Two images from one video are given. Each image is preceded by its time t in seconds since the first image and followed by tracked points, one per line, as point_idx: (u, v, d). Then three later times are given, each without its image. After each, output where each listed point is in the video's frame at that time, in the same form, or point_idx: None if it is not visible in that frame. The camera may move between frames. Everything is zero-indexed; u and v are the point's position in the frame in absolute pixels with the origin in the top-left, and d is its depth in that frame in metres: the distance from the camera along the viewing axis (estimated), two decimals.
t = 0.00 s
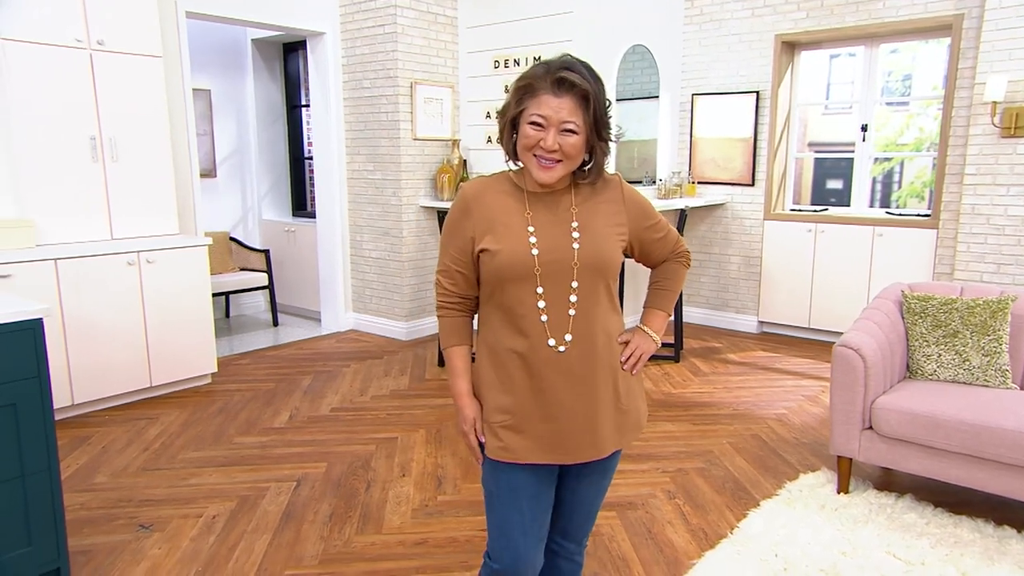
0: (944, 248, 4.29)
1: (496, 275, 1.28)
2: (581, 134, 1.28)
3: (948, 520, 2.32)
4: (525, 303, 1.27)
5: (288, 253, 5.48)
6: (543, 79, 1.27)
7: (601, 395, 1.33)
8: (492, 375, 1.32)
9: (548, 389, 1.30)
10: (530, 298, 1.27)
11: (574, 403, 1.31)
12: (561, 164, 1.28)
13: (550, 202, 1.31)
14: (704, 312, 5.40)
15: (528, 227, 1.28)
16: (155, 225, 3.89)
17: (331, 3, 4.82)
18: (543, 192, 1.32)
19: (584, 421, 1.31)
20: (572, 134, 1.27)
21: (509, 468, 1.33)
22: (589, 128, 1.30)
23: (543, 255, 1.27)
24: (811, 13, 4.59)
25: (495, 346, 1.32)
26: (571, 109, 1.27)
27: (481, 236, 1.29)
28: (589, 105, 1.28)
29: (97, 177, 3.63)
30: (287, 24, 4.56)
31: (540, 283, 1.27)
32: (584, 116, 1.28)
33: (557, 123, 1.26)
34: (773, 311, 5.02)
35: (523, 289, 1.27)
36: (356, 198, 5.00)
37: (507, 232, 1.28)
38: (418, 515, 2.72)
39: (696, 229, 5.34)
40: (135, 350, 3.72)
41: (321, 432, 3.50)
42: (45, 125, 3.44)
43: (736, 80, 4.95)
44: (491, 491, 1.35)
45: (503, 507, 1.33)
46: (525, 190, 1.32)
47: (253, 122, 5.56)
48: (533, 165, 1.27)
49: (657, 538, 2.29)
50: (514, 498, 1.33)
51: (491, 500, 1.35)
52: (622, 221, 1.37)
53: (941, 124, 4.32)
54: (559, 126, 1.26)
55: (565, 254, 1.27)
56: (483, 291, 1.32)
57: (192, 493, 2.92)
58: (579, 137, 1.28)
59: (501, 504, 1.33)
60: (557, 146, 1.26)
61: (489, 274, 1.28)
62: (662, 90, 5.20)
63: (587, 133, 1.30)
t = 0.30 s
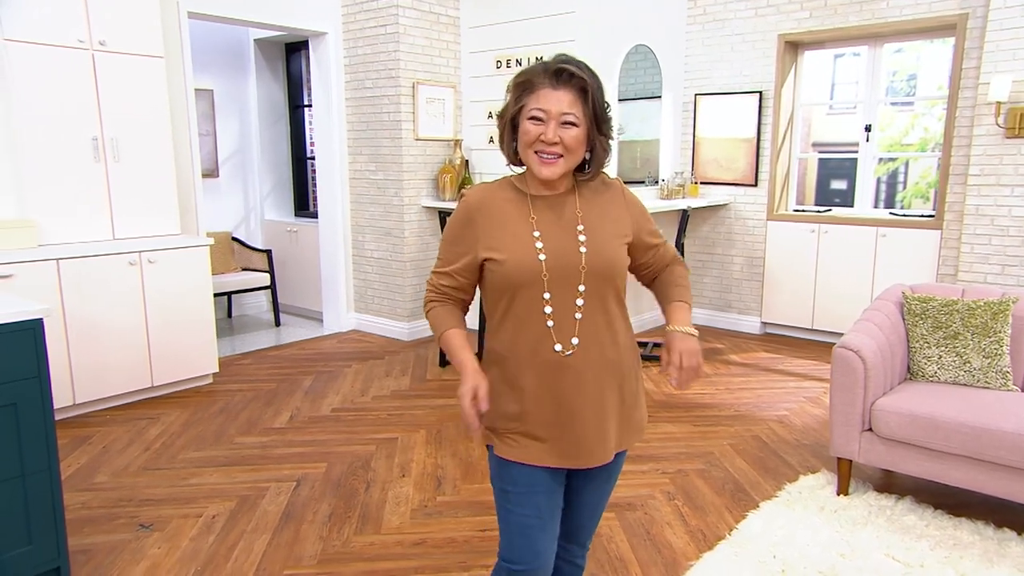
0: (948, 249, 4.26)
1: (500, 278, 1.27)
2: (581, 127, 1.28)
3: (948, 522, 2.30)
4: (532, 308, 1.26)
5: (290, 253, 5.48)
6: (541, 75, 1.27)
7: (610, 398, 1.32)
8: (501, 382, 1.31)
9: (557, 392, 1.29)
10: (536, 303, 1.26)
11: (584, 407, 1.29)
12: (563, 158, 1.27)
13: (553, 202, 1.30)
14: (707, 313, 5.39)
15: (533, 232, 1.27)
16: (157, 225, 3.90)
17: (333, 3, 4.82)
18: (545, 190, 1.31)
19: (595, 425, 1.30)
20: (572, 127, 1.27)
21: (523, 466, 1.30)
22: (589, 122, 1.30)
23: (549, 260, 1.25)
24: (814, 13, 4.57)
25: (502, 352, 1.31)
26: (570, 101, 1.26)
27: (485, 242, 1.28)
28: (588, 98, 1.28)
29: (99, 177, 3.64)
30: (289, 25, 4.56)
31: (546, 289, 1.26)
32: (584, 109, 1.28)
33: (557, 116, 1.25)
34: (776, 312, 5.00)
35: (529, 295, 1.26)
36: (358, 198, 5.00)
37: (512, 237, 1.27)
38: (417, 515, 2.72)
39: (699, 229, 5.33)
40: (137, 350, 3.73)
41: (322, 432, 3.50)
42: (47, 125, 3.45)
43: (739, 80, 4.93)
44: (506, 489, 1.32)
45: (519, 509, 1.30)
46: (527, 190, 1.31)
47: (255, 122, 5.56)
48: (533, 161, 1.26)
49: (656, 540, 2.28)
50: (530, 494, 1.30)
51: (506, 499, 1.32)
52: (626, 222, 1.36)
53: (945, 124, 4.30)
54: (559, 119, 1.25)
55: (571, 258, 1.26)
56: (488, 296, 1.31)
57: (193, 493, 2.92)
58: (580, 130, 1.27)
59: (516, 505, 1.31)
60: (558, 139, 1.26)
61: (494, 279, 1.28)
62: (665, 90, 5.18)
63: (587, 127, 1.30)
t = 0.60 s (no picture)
0: (955, 250, 4.23)
1: (551, 284, 1.19)
2: (593, 120, 1.25)
3: (951, 525, 2.28)
4: (575, 312, 1.22)
5: (295, 254, 5.50)
6: (548, 71, 1.24)
7: (633, 398, 1.34)
8: (541, 398, 1.24)
9: (598, 396, 1.28)
10: (580, 307, 1.22)
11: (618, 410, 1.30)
12: (577, 153, 1.25)
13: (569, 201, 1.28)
14: (712, 314, 5.36)
15: (569, 233, 1.22)
16: (161, 225, 3.91)
17: (338, 4, 4.83)
18: (558, 188, 1.28)
19: (626, 426, 1.31)
20: (585, 120, 1.24)
21: (576, 489, 1.27)
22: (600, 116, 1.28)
23: (592, 261, 1.22)
24: (821, 13, 4.55)
25: (546, 368, 1.23)
26: (580, 95, 1.24)
27: (525, 246, 1.19)
28: (598, 91, 1.27)
29: (105, 178, 3.66)
30: (294, 25, 4.57)
31: (590, 291, 1.22)
32: (593, 102, 1.26)
33: (568, 110, 1.23)
34: (781, 313, 4.98)
35: (573, 299, 1.21)
36: (362, 198, 5.00)
37: (553, 239, 1.21)
38: (419, 515, 2.71)
39: (704, 230, 5.30)
40: (141, 349, 3.75)
41: (325, 432, 3.51)
42: (54, 125, 3.47)
43: (744, 80, 4.91)
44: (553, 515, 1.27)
45: (570, 532, 1.28)
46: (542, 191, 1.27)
47: (261, 123, 5.58)
48: (546, 158, 1.23)
49: (656, 541, 2.27)
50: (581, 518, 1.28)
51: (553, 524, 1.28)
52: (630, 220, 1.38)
53: (952, 125, 4.27)
54: (570, 113, 1.23)
55: (610, 258, 1.24)
56: (522, 303, 1.23)
57: (196, 492, 2.93)
58: (592, 123, 1.25)
59: (568, 530, 1.28)
60: (571, 133, 1.23)
61: (538, 285, 1.20)
62: (670, 90, 5.17)
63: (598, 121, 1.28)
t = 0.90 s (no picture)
0: (965, 251, 4.19)
1: (628, 276, 1.14)
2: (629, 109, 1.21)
3: (957, 528, 2.25)
4: (644, 303, 1.19)
5: (301, 253, 5.51)
6: (584, 58, 1.17)
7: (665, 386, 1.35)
8: (619, 400, 1.17)
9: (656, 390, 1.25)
10: (647, 296, 1.19)
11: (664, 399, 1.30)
12: (617, 145, 1.20)
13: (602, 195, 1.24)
14: (719, 315, 5.33)
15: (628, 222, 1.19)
16: (168, 224, 3.93)
17: (345, 4, 4.83)
18: (592, 180, 1.22)
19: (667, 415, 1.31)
20: (624, 110, 1.19)
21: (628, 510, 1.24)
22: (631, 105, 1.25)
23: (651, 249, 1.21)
24: (829, 12, 4.51)
25: (623, 366, 1.17)
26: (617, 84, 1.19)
27: (606, 238, 1.12)
28: (629, 79, 1.23)
29: (112, 178, 3.68)
30: (301, 25, 4.58)
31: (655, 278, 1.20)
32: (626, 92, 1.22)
33: (611, 100, 1.17)
34: (789, 314, 4.94)
35: (643, 290, 1.18)
36: (368, 198, 5.01)
37: (624, 229, 1.16)
38: (421, 515, 2.71)
39: (711, 230, 5.27)
40: (147, 348, 3.76)
41: (329, 431, 3.51)
42: (62, 125, 3.49)
43: (752, 79, 4.88)
44: (608, 537, 1.22)
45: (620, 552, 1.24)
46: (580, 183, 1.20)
47: (268, 124, 5.60)
48: (591, 150, 1.16)
49: (659, 542, 2.25)
50: (625, 550, 1.24)
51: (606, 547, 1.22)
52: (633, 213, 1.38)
53: (962, 124, 4.22)
54: (612, 103, 1.17)
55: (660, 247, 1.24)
56: (598, 300, 1.15)
57: (200, 491, 2.94)
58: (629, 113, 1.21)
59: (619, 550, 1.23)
60: (615, 124, 1.17)
61: (618, 278, 1.14)
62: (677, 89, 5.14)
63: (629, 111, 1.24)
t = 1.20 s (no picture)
0: (974, 252, 4.16)
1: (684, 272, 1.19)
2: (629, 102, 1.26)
3: (961, 530, 2.24)
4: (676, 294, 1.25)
5: (309, 254, 5.54)
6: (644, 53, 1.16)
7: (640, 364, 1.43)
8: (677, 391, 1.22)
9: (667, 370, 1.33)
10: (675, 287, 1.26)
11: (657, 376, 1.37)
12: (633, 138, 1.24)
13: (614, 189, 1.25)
14: (726, 316, 5.32)
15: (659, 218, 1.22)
16: (176, 224, 3.96)
17: (352, 5, 4.85)
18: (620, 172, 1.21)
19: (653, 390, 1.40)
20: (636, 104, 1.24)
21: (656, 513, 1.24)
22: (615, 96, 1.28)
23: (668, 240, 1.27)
24: (838, 11, 4.49)
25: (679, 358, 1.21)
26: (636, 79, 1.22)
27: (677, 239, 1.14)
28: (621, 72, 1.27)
29: (121, 178, 3.71)
30: (309, 26, 4.60)
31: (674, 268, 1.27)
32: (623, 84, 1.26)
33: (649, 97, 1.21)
34: (797, 315, 4.93)
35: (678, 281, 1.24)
36: (375, 198, 5.03)
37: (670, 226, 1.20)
38: (425, 514, 2.72)
39: (718, 230, 5.25)
40: (155, 347, 3.79)
41: (335, 430, 3.53)
42: (73, 126, 3.52)
43: (760, 80, 4.86)
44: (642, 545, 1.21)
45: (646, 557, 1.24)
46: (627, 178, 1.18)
47: (276, 124, 5.63)
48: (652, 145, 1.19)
49: (661, 542, 2.25)
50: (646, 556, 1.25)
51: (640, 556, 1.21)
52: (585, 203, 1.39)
53: (972, 125, 4.20)
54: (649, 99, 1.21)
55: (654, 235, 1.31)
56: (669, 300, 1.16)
57: (207, 489, 2.96)
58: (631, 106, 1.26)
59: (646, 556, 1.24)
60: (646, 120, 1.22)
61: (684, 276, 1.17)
62: (684, 89, 5.13)
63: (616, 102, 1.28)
